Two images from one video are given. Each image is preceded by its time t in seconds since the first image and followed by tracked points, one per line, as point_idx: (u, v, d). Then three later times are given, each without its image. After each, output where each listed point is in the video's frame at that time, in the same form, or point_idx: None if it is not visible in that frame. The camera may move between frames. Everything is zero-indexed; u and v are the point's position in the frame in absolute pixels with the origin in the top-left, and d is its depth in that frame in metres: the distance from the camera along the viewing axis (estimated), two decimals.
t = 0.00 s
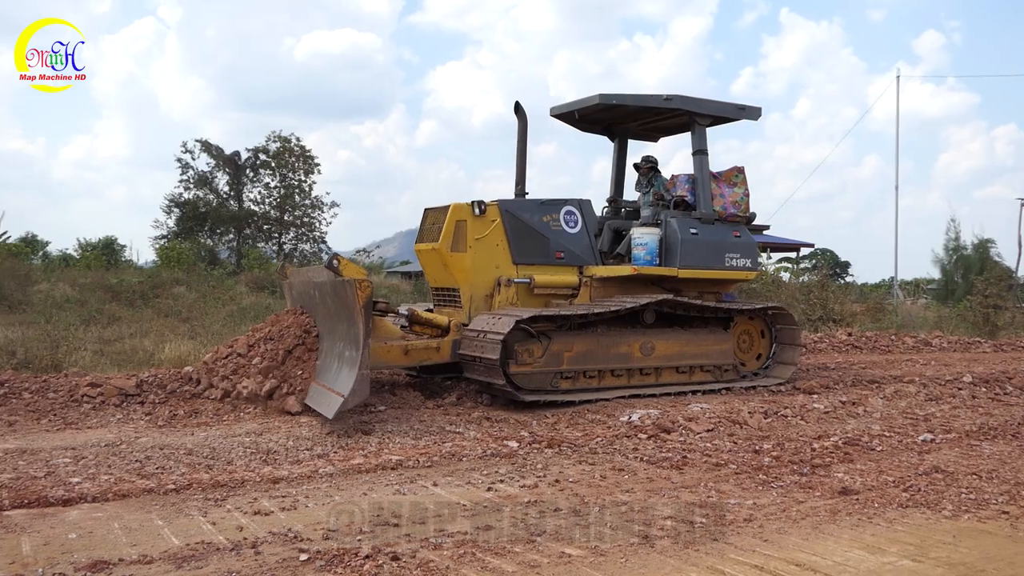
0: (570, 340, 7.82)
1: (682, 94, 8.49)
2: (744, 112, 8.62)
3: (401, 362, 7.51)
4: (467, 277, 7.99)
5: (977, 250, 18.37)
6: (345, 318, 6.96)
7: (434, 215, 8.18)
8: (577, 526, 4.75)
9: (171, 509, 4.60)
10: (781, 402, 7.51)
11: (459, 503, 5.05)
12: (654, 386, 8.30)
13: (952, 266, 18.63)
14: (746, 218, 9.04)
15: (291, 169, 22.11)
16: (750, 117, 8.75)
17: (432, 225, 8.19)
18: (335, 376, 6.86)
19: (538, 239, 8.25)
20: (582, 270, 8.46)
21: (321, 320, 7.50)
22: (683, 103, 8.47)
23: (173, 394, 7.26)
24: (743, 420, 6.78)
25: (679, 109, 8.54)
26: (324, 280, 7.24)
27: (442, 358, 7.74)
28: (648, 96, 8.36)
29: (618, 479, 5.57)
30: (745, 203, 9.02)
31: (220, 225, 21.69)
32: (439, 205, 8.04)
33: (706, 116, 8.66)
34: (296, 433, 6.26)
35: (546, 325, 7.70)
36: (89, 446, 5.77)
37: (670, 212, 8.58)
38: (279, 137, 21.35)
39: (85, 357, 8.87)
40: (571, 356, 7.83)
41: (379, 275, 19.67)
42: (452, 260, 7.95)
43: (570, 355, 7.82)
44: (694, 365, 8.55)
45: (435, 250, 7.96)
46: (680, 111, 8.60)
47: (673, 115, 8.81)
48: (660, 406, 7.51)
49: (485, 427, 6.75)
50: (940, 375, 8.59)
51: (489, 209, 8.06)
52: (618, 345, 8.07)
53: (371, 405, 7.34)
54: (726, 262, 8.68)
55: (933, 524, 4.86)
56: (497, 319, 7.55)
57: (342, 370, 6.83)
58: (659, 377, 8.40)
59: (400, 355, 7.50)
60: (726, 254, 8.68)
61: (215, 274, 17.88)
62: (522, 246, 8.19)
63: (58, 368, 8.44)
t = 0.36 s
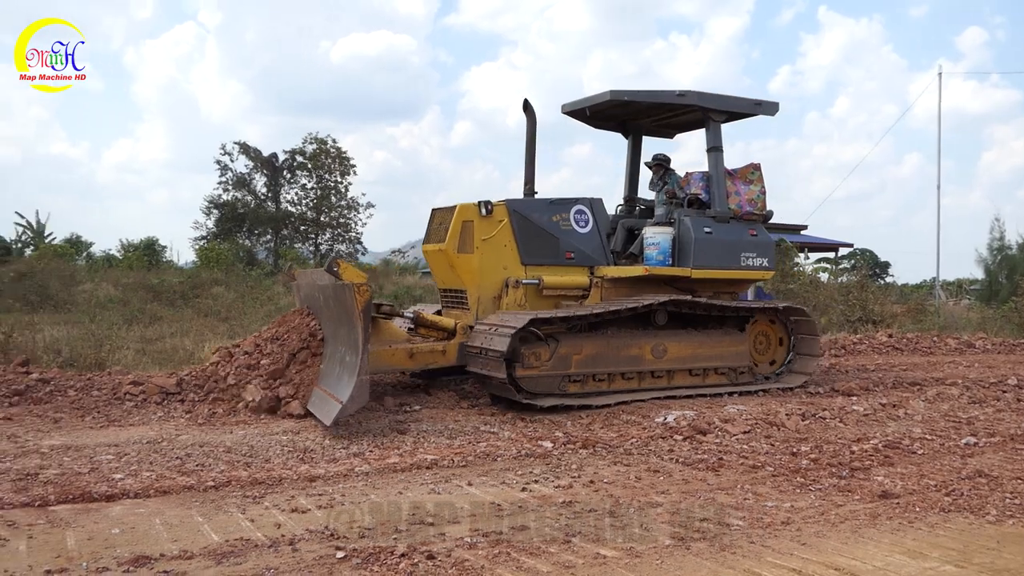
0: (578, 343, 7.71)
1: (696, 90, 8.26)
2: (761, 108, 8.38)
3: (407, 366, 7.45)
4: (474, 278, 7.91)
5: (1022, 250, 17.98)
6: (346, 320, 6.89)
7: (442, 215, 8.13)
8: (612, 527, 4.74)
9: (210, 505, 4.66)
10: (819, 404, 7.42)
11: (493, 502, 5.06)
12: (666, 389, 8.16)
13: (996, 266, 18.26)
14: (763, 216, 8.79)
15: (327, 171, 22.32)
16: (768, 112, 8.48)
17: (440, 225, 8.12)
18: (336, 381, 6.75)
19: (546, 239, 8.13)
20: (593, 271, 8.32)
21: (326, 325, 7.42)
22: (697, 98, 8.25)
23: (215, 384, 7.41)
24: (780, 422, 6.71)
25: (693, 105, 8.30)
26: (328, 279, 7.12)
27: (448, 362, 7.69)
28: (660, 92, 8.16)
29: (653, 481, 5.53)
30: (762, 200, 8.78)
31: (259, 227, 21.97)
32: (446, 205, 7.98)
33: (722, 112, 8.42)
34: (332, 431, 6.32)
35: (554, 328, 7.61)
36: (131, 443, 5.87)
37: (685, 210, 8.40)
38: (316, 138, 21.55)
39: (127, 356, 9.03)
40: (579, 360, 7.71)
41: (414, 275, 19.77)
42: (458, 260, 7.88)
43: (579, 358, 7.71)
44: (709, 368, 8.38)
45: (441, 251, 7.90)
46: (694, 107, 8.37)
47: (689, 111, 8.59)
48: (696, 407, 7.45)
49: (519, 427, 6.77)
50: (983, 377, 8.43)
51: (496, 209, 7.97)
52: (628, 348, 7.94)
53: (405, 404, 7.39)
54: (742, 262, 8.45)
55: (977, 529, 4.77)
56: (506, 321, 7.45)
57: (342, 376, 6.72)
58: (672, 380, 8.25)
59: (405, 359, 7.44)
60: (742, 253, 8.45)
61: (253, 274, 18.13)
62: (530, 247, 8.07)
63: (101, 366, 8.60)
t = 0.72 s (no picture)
0: (576, 344, 7.51)
1: (699, 86, 8.04)
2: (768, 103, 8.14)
3: (400, 364, 7.34)
4: (471, 279, 7.80)
5: None
6: (335, 315, 6.92)
7: (440, 214, 8.02)
8: (638, 529, 4.72)
9: (237, 503, 4.71)
10: (848, 406, 7.34)
11: (519, 503, 5.06)
12: (667, 392, 7.95)
13: None
14: (770, 214, 8.53)
15: (353, 171, 22.44)
16: (775, 108, 8.24)
17: (437, 224, 8.02)
18: (324, 378, 6.78)
19: (546, 239, 7.97)
20: (594, 271, 8.13)
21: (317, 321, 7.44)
22: (701, 94, 8.01)
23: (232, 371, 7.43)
24: (808, 424, 6.65)
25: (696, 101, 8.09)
26: (317, 273, 7.08)
27: (443, 360, 7.57)
28: (662, 88, 7.95)
29: (679, 482, 5.50)
30: (769, 198, 8.51)
31: (286, 227, 22.14)
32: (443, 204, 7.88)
33: (727, 108, 8.20)
34: (359, 431, 6.36)
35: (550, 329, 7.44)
36: (161, 441, 5.94)
37: (688, 209, 8.22)
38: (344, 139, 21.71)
39: (156, 355, 9.13)
40: (577, 361, 7.52)
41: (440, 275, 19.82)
42: (455, 261, 7.77)
43: (576, 360, 7.51)
44: (712, 370, 8.16)
45: (438, 251, 7.80)
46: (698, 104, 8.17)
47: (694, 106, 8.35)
48: (722, 409, 7.38)
49: (545, 427, 6.77)
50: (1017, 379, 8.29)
51: (494, 208, 7.83)
52: (628, 349, 7.73)
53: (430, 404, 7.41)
54: (748, 261, 8.25)
55: (1010, 534, 4.69)
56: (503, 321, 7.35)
57: (330, 372, 6.75)
58: (674, 382, 8.04)
59: (398, 357, 7.34)
60: (748, 253, 8.25)
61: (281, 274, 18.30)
62: (528, 246, 7.92)
63: (132, 365, 8.71)
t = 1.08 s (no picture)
0: (561, 346, 7.40)
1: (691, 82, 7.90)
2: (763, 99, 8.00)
3: (383, 367, 7.30)
4: (456, 279, 7.70)
5: None
6: (308, 321, 6.88)
7: (425, 214, 7.90)
8: (655, 530, 4.70)
9: (256, 503, 4.73)
10: (868, 407, 7.28)
11: (535, 503, 5.05)
12: (657, 395, 7.80)
13: None
14: (765, 211, 8.36)
15: (370, 172, 22.49)
16: (770, 104, 8.10)
17: (422, 224, 7.90)
18: (299, 382, 6.77)
19: (534, 238, 7.89)
20: (583, 271, 8.06)
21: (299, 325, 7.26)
22: (693, 90, 7.86)
23: (250, 370, 7.52)
24: (827, 425, 6.60)
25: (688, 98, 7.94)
26: (292, 278, 6.88)
27: (427, 363, 7.51)
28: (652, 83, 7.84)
29: (697, 483, 5.48)
30: (764, 196, 8.33)
31: (303, 228, 22.24)
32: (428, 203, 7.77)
33: (721, 104, 8.06)
34: (376, 431, 6.38)
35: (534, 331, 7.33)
36: (180, 441, 5.98)
37: (681, 206, 8.05)
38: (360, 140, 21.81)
39: (175, 354, 9.19)
40: (562, 364, 7.40)
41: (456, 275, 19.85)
42: (440, 261, 7.66)
43: (561, 362, 7.40)
44: (704, 372, 8.01)
45: (422, 251, 7.68)
46: (692, 100, 8.03)
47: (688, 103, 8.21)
48: (740, 409, 7.33)
49: (561, 428, 6.78)
50: None
51: (479, 207, 7.74)
52: (615, 352, 7.59)
53: (446, 405, 7.41)
54: (742, 261, 8.07)
55: None
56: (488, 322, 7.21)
57: (304, 376, 6.73)
58: (664, 385, 7.89)
59: (381, 360, 7.28)
60: (742, 252, 8.07)
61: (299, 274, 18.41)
62: (515, 246, 7.84)
63: (151, 365, 8.77)
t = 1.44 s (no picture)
0: (544, 349, 7.30)
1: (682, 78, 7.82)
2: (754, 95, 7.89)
3: (364, 370, 7.18)
4: (440, 281, 7.61)
5: None
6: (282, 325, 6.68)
7: (409, 215, 7.82)
8: (670, 530, 4.69)
9: (271, 501, 4.75)
10: (884, 408, 7.23)
11: (550, 503, 5.05)
12: (646, 398, 7.67)
13: None
14: (759, 209, 8.17)
15: (384, 172, 22.52)
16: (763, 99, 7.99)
17: (406, 225, 7.83)
18: (273, 389, 6.56)
19: (519, 239, 7.77)
20: (570, 271, 7.91)
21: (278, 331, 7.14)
22: (681, 86, 7.80)
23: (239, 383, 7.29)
24: (843, 426, 6.57)
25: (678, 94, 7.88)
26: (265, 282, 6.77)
27: (409, 366, 7.37)
28: (641, 80, 7.76)
29: (712, 484, 5.46)
30: (757, 193, 8.15)
31: (318, 228, 22.32)
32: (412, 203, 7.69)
33: (711, 100, 7.96)
34: (390, 430, 6.40)
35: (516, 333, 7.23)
36: (197, 440, 6.01)
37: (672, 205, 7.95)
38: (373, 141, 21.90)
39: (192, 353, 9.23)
40: (546, 367, 7.30)
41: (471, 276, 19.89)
42: (423, 261, 7.58)
43: (545, 366, 7.30)
44: (694, 375, 7.88)
45: (405, 252, 7.59)
46: (682, 96, 7.95)
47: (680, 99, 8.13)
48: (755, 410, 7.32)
49: (575, 428, 6.78)
50: None
51: (463, 207, 7.65)
52: (601, 354, 7.48)
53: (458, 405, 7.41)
54: (734, 260, 7.94)
55: None
56: (471, 323, 7.13)
57: (278, 383, 6.55)
58: (653, 388, 7.76)
59: (361, 363, 7.18)
60: (734, 251, 7.94)
61: (313, 275, 18.50)
62: (500, 247, 7.73)
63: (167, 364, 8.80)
